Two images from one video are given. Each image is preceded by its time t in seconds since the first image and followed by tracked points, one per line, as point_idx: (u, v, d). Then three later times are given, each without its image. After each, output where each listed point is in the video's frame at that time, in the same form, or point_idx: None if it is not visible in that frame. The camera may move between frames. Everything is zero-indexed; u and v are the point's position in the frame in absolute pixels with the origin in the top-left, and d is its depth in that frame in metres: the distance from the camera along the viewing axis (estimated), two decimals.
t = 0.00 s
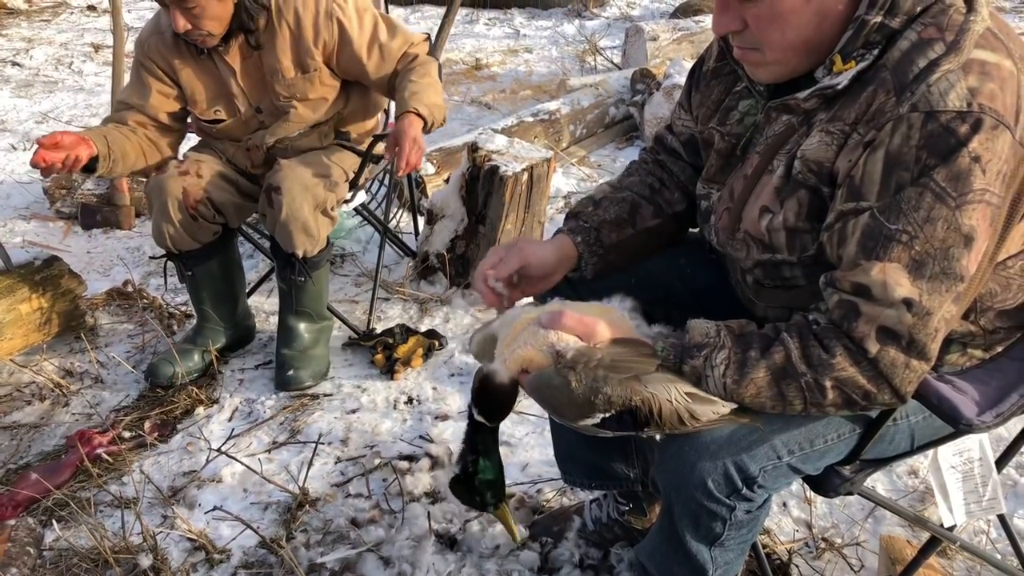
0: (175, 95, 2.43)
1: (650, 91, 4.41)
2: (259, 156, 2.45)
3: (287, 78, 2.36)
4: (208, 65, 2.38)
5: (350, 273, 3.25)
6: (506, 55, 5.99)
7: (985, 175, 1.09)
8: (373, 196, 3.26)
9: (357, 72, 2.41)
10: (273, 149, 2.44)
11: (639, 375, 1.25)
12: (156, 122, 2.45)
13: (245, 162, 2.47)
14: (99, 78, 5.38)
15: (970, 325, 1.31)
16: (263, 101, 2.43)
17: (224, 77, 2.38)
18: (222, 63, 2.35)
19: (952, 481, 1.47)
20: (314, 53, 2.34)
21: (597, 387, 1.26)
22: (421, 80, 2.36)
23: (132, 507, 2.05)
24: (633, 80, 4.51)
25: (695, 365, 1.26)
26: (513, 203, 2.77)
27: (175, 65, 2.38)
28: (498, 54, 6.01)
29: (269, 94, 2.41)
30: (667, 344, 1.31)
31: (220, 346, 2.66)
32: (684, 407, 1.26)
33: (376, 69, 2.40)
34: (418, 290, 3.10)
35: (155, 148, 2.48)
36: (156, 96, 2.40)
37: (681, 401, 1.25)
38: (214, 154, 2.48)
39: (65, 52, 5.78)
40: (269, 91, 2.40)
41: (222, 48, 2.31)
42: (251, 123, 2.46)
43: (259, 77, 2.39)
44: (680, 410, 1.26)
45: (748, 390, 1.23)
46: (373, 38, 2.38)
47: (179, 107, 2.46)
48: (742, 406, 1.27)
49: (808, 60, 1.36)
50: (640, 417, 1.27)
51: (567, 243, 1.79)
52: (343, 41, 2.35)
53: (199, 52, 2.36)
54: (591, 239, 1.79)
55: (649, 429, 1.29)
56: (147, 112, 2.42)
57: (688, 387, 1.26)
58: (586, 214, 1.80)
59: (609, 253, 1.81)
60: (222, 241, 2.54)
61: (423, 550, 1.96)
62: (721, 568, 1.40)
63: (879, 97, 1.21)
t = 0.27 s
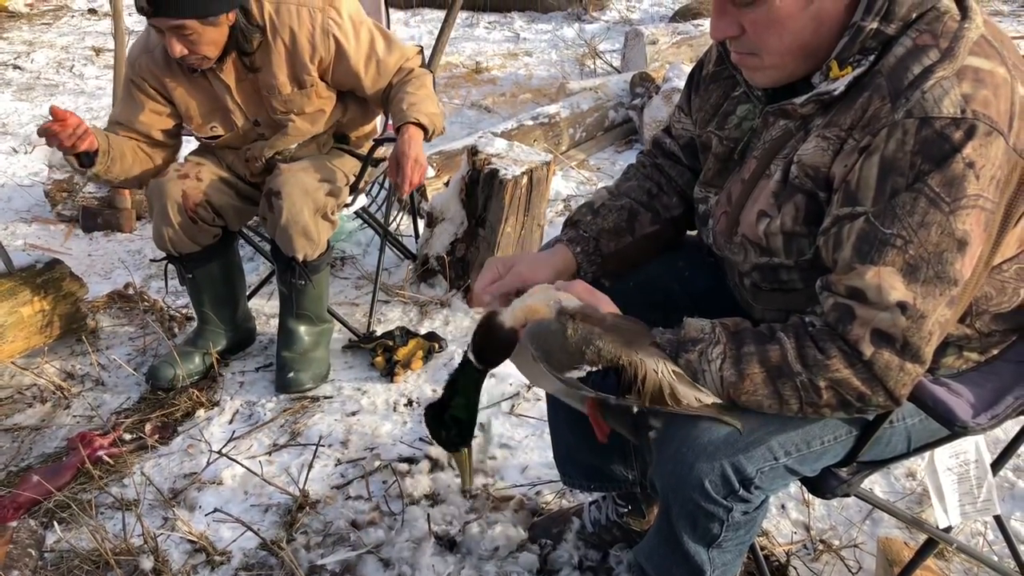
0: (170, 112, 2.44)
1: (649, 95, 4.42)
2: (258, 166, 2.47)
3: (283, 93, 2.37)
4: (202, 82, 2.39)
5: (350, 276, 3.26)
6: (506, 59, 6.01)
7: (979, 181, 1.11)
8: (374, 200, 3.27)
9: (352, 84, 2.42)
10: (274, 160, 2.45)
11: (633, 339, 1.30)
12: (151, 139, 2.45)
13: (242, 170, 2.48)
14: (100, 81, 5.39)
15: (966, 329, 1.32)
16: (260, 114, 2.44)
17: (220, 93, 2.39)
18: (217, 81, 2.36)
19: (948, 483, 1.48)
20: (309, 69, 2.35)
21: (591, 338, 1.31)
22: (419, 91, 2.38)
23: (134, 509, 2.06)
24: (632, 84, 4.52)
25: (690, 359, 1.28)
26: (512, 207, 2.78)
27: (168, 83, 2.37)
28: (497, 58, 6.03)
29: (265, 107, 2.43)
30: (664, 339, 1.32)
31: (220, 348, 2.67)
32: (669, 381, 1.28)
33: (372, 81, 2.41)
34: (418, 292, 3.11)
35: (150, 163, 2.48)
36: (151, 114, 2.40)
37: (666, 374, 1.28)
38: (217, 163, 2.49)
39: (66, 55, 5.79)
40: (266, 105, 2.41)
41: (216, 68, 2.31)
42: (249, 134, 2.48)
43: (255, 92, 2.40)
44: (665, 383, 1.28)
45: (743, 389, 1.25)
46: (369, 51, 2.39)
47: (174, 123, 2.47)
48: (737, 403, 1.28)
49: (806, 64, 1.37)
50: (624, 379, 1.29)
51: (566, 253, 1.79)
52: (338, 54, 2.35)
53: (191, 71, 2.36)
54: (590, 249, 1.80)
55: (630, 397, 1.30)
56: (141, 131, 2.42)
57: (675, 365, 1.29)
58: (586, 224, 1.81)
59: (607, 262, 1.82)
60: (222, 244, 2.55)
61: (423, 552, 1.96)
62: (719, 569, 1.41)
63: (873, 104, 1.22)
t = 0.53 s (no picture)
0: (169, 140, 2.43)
1: (648, 101, 4.44)
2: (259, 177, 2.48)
3: (282, 112, 2.38)
4: (198, 109, 2.38)
5: (350, 281, 3.27)
6: (506, 64, 6.03)
7: (973, 184, 1.11)
8: (373, 205, 3.28)
9: (349, 98, 2.44)
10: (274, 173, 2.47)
11: (626, 337, 1.33)
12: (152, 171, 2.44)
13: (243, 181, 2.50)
14: (101, 86, 5.41)
15: (963, 333, 1.33)
16: (259, 131, 2.45)
17: (218, 117, 2.38)
18: (214, 105, 2.35)
19: (946, 488, 1.48)
20: (307, 87, 2.36)
21: (584, 334, 1.35)
22: (413, 98, 2.43)
23: (134, 514, 2.07)
24: (631, 90, 4.54)
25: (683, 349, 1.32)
26: (511, 213, 2.79)
27: (165, 114, 2.36)
28: (497, 63, 6.05)
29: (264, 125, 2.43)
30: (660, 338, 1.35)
31: (220, 354, 2.67)
32: (661, 375, 1.29)
33: (368, 94, 2.44)
34: (418, 297, 3.12)
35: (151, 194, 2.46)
36: (148, 146, 2.39)
37: (658, 368, 1.29)
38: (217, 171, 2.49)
39: (67, 60, 5.81)
40: (266, 123, 2.42)
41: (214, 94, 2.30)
42: (250, 151, 2.49)
43: (253, 111, 2.40)
44: (659, 376, 1.29)
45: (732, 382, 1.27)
46: (365, 64, 2.40)
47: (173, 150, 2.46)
48: (732, 401, 1.29)
49: (812, 64, 1.36)
50: (616, 373, 1.31)
51: (569, 268, 1.78)
52: (335, 72, 2.37)
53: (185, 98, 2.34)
54: (592, 261, 1.79)
55: (622, 391, 1.31)
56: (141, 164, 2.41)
57: (667, 361, 1.31)
58: (587, 237, 1.80)
59: (609, 274, 1.81)
60: (222, 249, 2.56)
61: (422, 556, 1.97)
62: (717, 573, 1.41)
63: (871, 107, 1.23)
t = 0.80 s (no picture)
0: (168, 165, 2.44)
1: (646, 108, 4.46)
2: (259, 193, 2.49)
3: (279, 132, 2.38)
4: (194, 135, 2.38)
5: (349, 288, 3.28)
6: (506, 72, 6.05)
7: (965, 187, 1.12)
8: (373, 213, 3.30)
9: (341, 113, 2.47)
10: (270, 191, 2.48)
11: (622, 381, 1.33)
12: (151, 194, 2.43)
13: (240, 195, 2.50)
14: (101, 94, 5.43)
15: (956, 340, 1.34)
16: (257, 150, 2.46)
17: (215, 139, 2.38)
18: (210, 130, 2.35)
19: (940, 494, 1.50)
20: (302, 107, 2.37)
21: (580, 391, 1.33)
22: (404, 110, 2.46)
23: (133, 521, 2.07)
24: (630, 98, 4.57)
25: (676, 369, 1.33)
26: (510, 220, 2.80)
27: (161, 141, 2.36)
28: (497, 71, 6.07)
29: (261, 144, 2.43)
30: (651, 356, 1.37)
31: (220, 361, 2.68)
32: (667, 411, 1.30)
33: (360, 110, 2.47)
34: (416, 305, 3.13)
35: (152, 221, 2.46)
36: (146, 175, 2.39)
37: (663, 404, 1.30)
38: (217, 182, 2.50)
39: (68, 68, 5.83)
40: (263, 142, 2.42)
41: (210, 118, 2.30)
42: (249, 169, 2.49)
43: (250, 130, 2.40)
44: (666, 412, 1.30)
45: (728, 394, 1.29)
46: (356, 81, 2.43)
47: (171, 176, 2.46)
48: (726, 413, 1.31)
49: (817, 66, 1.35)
50: (626, 423, 1.31)
51: (580, 267, 1.81)
52: (328, 90, 2.39)
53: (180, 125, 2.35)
54: (602, 263, 1.82)
55: (636, 438, 1.32)
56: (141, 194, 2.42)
57: (669, 392, 1.32)
58: (597, 237, 1.83)
59: (614, 276, 1.85)
60: (222, 257, 2.57)
61: (421, 563, 1.97)
62: None
63: (865, 111, 1.25)
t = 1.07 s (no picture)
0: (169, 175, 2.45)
1: (644, 117, 4.48)
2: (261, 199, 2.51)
3: (279, 136, 2.40)
4: (196, 144, 2.38)
5: (348, 297, 3.29)
6: (505, 82, 6.08)
7: (962, 193, 1.14)
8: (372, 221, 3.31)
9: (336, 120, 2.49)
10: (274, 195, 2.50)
11: (615, 394, 1.32)
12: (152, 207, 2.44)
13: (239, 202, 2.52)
14: (102, 104, 5.45)
15: (953, 346, 1.35)
16: (258, 155, 2.47)
17: (217, 146, 2.39)
18: (211, 136, 2.37)
19: (934, 499, 1.51)
20: (301, 109, 2.39)
21: (573, 409, 1.31)
22: (401, 121, 2.49)
23: (132, 529, 2.07)
24: (628, 107, 4.59)
25: (676, 377, 1.32)
26: (509, 227, 2.82)
27: (163, 149, 2.37)
28: (496, 81, 6.10)
29: (262, 149, 2.45)
30: (649, 363, 1.36)
31: (219, 370, 2.69)
32: (660, 423, 1.31)
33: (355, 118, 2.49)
34: (416, 313, 3.13)
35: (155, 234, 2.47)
36: (147, 182, 2.40)
37: (656, 417, 1.30)
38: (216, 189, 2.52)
39: (69, 78, 5.85)
40: (264, 147, 2.44)
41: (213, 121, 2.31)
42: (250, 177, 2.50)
43: (251, 136, 2.42)
44: (660, 427, 1.30)
45: (727, 401, 1.28)
46: (354, 86, 2.45)
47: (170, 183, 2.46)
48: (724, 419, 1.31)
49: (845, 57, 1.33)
50: (619, 435, 1.31)
51: (575, 272, 1.81)
52: (326, 94, 2.41)
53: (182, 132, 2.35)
54: (598, 267, 1.82)
55: (629, 449, 1.32)
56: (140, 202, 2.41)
57: (662, 404, 1.32)
58: (592, 242, 1.84)
59: (610, 281, 1.84)
60: (222, 266, 2.58)
61: (420, 570, 1.98)
62: None
63: (862, 116, 1.26)
